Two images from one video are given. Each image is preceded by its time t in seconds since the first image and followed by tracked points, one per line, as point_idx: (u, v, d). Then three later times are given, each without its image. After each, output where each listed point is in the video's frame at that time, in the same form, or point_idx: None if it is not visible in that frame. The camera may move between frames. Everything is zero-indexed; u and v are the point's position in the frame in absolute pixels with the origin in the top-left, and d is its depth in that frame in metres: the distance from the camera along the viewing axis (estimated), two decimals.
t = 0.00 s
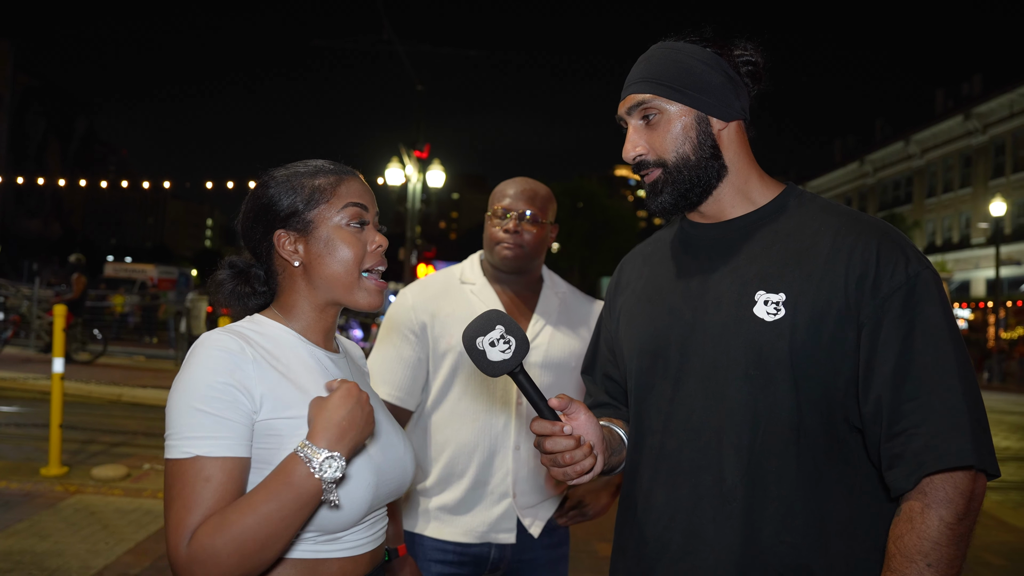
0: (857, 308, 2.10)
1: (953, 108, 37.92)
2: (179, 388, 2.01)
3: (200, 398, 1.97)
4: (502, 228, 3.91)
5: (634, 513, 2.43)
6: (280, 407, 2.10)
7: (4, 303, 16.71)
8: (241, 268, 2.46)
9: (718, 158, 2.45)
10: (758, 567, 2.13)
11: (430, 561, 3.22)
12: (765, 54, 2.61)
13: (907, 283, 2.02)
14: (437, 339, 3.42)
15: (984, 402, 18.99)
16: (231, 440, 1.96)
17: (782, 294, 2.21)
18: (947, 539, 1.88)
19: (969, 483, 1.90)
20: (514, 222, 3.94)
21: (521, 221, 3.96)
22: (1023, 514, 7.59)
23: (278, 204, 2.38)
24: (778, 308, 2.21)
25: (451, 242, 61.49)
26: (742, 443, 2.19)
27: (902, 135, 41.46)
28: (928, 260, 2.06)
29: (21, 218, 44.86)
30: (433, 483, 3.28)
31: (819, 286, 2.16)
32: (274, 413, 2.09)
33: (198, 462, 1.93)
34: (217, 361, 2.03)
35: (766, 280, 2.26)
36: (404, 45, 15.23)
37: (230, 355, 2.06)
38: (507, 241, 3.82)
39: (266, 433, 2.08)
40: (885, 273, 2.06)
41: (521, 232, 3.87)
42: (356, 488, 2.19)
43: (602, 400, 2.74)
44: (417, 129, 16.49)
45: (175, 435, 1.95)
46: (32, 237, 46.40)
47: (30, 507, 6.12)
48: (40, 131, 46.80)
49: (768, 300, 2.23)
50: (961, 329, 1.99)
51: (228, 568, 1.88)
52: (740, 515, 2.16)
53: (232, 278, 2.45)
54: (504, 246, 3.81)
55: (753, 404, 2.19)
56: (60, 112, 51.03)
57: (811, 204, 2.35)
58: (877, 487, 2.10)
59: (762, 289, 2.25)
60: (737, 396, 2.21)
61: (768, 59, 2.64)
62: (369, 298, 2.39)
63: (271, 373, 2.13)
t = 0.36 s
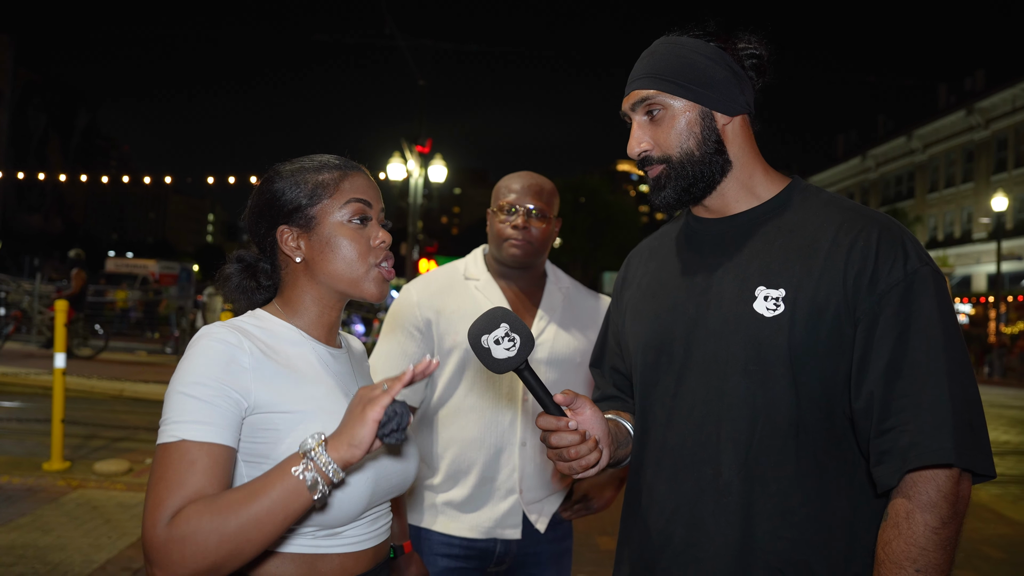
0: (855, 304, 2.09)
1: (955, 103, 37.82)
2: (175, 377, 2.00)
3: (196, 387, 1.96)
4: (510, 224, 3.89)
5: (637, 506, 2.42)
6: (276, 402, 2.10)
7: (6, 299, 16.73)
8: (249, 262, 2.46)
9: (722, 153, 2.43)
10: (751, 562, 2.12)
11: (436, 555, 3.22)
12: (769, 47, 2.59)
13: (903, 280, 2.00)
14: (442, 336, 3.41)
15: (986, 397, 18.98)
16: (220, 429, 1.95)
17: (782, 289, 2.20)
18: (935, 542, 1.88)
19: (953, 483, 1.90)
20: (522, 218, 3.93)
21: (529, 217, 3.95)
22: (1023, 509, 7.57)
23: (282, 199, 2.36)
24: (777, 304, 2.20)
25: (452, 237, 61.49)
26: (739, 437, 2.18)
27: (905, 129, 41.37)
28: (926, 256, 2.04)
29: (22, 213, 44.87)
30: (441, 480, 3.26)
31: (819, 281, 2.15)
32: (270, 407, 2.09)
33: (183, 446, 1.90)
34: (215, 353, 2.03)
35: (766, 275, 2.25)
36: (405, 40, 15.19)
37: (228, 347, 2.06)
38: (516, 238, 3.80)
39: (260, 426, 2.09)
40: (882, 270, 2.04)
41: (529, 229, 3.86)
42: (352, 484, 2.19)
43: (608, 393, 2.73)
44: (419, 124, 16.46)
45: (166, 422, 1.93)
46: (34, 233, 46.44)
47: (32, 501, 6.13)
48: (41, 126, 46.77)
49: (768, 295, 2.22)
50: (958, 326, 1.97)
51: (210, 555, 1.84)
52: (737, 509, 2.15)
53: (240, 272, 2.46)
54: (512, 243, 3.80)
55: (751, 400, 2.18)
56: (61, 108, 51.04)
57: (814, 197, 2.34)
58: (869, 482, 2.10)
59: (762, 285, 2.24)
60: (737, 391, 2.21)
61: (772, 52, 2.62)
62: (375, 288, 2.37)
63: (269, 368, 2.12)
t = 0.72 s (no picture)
0: (849, 300, 2.10)
1: (943, 98, 38.05)
2: (174, 370, 1.95)
3: (203, 375, 1.91)
4: (504, 218, 3.88)
5: (630, 500, 2.42)
6: (274, 393, 2.06)
7: None
8: (231, 252, 2.47)
9: (719, 149, 2.43)
10: (744, 558, 2.14)
11: (431, 552, 3.22)
12: (764, 40, 2.59)
13: (898, 279, 2.01)
14: (435, 331, 3.40)
15: (971, 390, 19.18)
16: (231, 414, 1.89)
17: (778, 286, 2.21)
18: (926, 538, 1.90)
19: (945, 479, 1.91)
20: (517, 212, 3.92)
21: (524, 211, 3.94)
22: (1007, 501, 7.66)
23: (268, 194, 2.34)
24: (773, 301, 2.20)
25: (442, 232, 61.40)
26: (734, 433, 2.18)
27: (893, 125, 41.59)
28: (920, 255, 2.05)
29: (8, 207, 44.42)
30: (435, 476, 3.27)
31: (813, 278, 2.15)
32: (269, 399, 2.05)
33: (198, 435, 1.82)
34: (215, 343, 1.99)
35: (762, 271, 2.25)
36: (395, 34, 15.11)
37: (226, 339, 2.04)
38: (510, 232, 3.80)
39: (261, 418, 2.03)
40: (876, 268, 2.05)
41: (523, 223, 3.86)
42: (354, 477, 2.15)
43: (601, 386, 2.74)
44: (408, 118, 16.40)
45: (173, 413, 1.86)
46: (20, 227, 46.00)
47: (19, 498, 6.09)
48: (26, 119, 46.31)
49: (763, 292, 2.22)
50: (950, 324, 1.98)
51: (257, 554, 1.73)
52: (731, 504, 2.16)
53: (222, 261, 2.46)
54: (507, 237, 3.79)
55: (746, 396, 2.18)
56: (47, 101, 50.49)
57: (809, 195, 2.35)
58: (860, 479, 2.12)
59: (758, 282, 2.25)
60: (732, 387, 2.21)
61: (768, 46, 2.61)
62: (353, 296, 2.38)
63: (265, 360, 2.09)
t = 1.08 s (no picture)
0: (860, 305, 2.10)
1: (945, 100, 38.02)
2: (187, 380, 1.95)
3: (217, 386, 1.91)
4: (508, 220, 3.89)
5: (638, 503, 2.42)
6: (286, 401, 2.06)
7: None
8: (236, 257, 2.47)
9: (728, 152, 2.44)
10: (753, 561, 2.14)
11: (432, 555, 3.24)
12: (771, 42, 2.60)
13: (908, 283, 2.02)
14: (437, 334, 3.41)
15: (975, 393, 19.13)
16: (248, 427, 1.90)
17: (789, 291, 2.21)
18: (937, 541, 1.91)
19: (955, 483, 1.92)
20: (522, 215, 3.93)
21: (528, 214, 3.95)
22: (1010, 505, 7.65)
23: (278, 195, 2.34)
24: (784, 305, 2.20)
25: (444, 234, 61.44)
26: (745, 437, 2.19)
27: (895, 127, 41.57)
28: (928, 259, 2.06)
29: (11, 209, 44.53)
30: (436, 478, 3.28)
31: (824, 283, 2.16)
32: (281, 407, 2.05)
33: (216, 449, 1.84)
34: (228, 352, 2.00)
35: (772, 275, 2.26)
36: (398, 36, 15.15)
37: (238, 347, 2.04)
38: (515, 234, 3.81)
39: (273, 427, 2.04)
40: (887, 272, 2.06)
41: (528, 225, 3.87)
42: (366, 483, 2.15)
43: (605, 389, 2.74)
44: (411, 120, 16.42)
45: (189, 426, 1.87)
46: (24, 228, 46.11)
47: (22, 499, 6.10)
48: (30, 121, 46.48)
49: (774, 296, 2.23)
50: (960, 328, 1.99)
51: (283, 564, 1.77)
52: (740, 508, 2.16)
53: (227, 268, 2.45)
54: (512, 239, 3.80)
55: (757, 401, 2.19)
56: (51, 102, 50.57)
57: (817, 198, 2.36)
58: (870, 483, 2.12)
59: (768, 286, 2.25)
60: (742, 391, 2.21)
61: (774, 48, 2.62)
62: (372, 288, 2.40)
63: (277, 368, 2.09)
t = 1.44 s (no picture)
0: (856, 307, 2.10)
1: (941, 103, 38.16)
2: (184, 381, 1.94)
3: (211, 392, 1.90)
4: (503, 219, 3.89)
5: (630, 505, 2.42)
6: (286, 404, 2.04)
7: None
8: (241, 261, 2.45)
9: (726, 152, 2.44)
10: (747, 563, 2.14)
11: (421, 555, 3.22)
12: (769, 42, 2.60)
13: (903, 285, 2.02)
14: (430, 332, 3.40)
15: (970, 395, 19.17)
16: (241, 433, 1.88)
17: (785, 292, 2.21)
18: (928, 544, 1.91)
19: (947, 486, 1.93)
20: (516, 215, 3.92)
21: (522, 213, 3.94)
22: (1005, 506, 7.65)
23: (276, 193, 2.33)
24: (780, 307, 2.20)
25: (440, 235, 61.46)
26: (739, 438, 2.19)
27: (891, 130, 41.69)
28: (924, 262, 2.06)
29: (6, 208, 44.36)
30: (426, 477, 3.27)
31: (819, 284, 2.16)
32: (281, 410, 2.04)
33: (208, 454, 1.84)
34: (224, 356, 1.97)
35: (768, 277, 2.25)
36: (396, 37, 15.14)
37: (236, 350, 2.01)
38: (509, 233, 3.81)
39: (272, 430, 2.03)
40: (883, 275, 2.06)
41: (522, 224, 3.87)
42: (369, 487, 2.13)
43: (601, 389, 2.74)
44: (408, 120, 16.40)
45: (182, 430, 1.87)
46: (18, 228, 45.97)
47: (14, 500, 6.07)
48: (26, 120, 46.31)
49: (769, 298, 2.23)
50: (953, 330, 2.00)
51: None
52: (733, 510, 2.16)
53: (231, 271, 2.44)
54: (506, 238, 3.80)
55: (752, 402, 2.19)
56: (47, 102, 50.43)
57: (814, 198, 2.36)
58: (864, 485, 2.13)
59: (764, 287, 2.25)
60: (737, 392, 2.21)
61: (773, 48, 2.62)
62: (374, 283, 2.39)
63: (277, 372, 2.07)
